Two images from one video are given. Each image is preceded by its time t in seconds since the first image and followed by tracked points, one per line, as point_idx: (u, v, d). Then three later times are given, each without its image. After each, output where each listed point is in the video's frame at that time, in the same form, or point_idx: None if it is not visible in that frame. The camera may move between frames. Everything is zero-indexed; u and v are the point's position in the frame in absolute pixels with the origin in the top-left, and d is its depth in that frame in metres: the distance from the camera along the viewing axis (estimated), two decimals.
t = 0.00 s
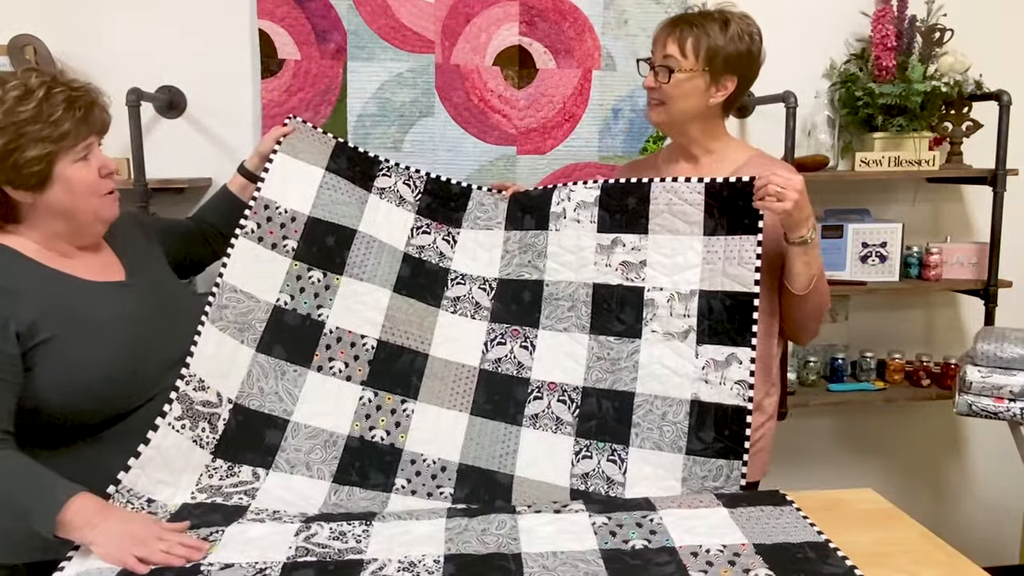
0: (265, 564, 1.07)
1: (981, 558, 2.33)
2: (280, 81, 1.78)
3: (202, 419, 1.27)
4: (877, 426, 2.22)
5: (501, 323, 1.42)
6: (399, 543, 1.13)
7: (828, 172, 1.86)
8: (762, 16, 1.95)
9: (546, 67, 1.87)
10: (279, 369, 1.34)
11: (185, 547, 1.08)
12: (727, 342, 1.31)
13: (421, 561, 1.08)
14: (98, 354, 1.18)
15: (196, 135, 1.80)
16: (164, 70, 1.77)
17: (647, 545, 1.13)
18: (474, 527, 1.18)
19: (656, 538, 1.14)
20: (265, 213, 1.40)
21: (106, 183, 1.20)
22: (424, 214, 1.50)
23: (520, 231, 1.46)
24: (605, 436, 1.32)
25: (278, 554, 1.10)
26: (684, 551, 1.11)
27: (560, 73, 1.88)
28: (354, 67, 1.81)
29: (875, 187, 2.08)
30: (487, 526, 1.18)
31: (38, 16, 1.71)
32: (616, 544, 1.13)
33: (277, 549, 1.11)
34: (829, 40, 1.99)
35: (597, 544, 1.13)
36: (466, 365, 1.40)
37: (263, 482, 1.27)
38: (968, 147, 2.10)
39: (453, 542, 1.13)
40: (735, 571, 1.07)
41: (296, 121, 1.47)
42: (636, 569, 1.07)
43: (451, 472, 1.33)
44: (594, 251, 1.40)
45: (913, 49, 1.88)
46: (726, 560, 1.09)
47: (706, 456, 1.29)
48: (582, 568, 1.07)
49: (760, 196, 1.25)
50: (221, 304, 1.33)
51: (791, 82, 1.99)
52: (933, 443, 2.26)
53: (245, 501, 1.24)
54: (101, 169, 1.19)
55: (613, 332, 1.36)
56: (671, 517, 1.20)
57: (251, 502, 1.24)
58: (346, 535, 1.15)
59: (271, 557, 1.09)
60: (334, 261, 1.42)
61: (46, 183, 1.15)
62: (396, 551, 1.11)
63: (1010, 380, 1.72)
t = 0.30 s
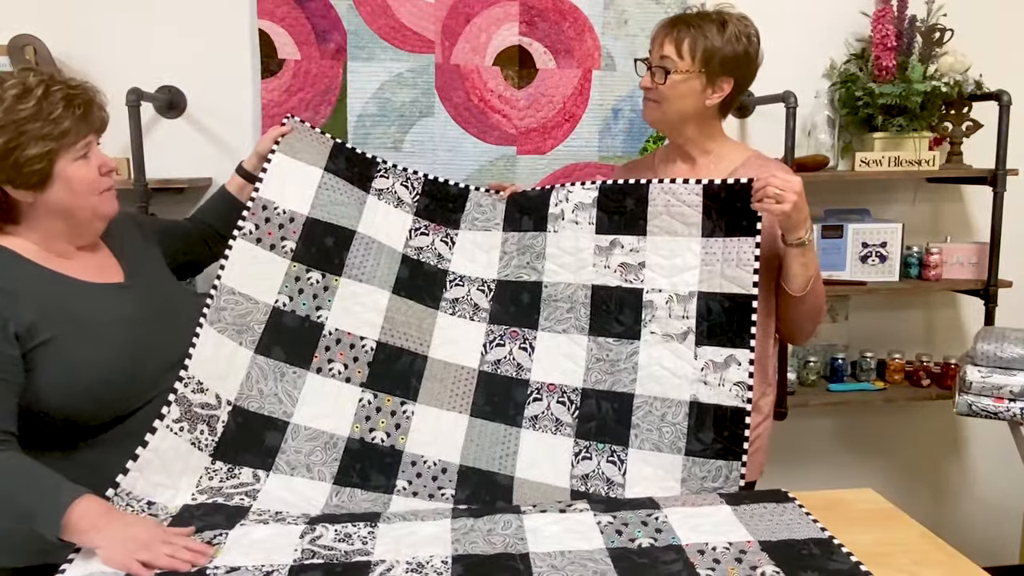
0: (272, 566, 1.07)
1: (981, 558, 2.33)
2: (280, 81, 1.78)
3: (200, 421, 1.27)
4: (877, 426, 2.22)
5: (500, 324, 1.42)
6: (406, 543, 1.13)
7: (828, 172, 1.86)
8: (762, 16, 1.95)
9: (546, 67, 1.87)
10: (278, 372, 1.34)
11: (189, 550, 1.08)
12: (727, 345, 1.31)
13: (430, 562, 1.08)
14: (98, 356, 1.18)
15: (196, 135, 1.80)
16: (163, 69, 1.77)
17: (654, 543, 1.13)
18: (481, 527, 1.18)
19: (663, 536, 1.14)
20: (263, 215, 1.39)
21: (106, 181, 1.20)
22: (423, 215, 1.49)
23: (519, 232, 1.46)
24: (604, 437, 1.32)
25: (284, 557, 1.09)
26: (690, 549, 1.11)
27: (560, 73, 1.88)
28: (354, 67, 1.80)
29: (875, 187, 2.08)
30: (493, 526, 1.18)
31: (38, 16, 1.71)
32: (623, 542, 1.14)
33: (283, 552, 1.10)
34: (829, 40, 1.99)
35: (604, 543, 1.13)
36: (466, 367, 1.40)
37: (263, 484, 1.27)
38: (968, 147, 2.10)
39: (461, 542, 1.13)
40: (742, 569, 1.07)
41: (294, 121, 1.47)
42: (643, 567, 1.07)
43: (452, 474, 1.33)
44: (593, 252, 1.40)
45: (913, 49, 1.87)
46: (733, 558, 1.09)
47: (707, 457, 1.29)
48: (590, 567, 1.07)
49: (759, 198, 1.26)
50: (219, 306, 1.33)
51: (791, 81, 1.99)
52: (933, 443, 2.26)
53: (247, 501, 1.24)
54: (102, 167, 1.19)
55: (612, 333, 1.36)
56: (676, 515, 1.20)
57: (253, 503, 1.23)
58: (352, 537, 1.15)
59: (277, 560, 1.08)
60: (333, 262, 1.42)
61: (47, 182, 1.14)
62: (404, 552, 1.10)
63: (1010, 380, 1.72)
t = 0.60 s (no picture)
0: (282, 568, 1.06)
1: (980, 557, 2.34)
2: (280, 81, 1.78)
3: (201, 426, 1.26)
4: (876, 426, 2.22)
5: (501, 327, 1.42)
6: (415, 544, 1.13)
7: (827, 172, 1.86)
8: (762, 16, 1.95)
9: (546, 67, 1.87)
10: (280, 377, 1.34)
11: (198, 552, 1.07)
12: (729, 346, 1.31)
13: (441, 563, 1.08)
14: (104, 359, 1.18)
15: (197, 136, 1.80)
16: (164, 69, 1.77)
17: (663, 541, 1.13)
18: (489, 527, 1.18)
19: (671, 534, 1.15)
20: (264, 217, 1.39)
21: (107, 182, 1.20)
22: (423, 219, 1.50)
23: (519, 234, 1.47)
24: (606, 440, 1.32)
25: (293, 559, 1.08)
26: (699, 547, 1.11)
27: (560, 73, 1.88)
28: (354, 67, 1.81)
29: (875, 187, 2.08)
30: (501, 526, 1.18)
31: (38, 16, 1.71)
32: (632, 540, 1.14)
33: (292, 554, 1.10)
34: (829, 40, 1.99)
35: (613, 541, 1.13)
36: (468, 371, 1.40)
37: (267, 488, 1.26)
38: (968, 147, 2.10)
39: (470, 542, 1.14)
40: (753, 566, 1.07)
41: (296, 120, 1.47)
42: (653, 566, 1.07)
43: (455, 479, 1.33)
44: (593, 254, 1.40)
45: (913, 49, 1.87)
46: (742, 555, 1.09)
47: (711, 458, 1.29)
48: (601, 565, 1.07)
49: (760, 198, 1.26)
50: (219, 311, 1.33)
51: (791, 81, 1.99)
52: (932, 443, 2.26)
53: (251, 505, 1.22)
54: (103, 168, 1.19)
55: (613, 335, 1.37)
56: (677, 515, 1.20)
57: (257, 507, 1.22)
58: (361, 538, 1.15)
59: (287, 562, 1.08)
60: (334, 266, 1.42)
61: (48, 182, 1.14)
62: (414, 553, 1.10)
63: (1010, 380, 1.72)
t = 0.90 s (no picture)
0: (282, 567, 1.06)
1: (980, 558, 2.34)
2: (280, 81, 1.78)
3: (206, 429, 1.25)
4: (876, 426, 2.22)
5: (504, 330, 1.42)
6: (414, 543, 1.13)
7: (828, 172, 1.86)
8: (762, 16, 1.95)
9: (546, 67, 1.87)
10: (282, 381, 1.33)
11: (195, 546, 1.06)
12: (733, 347, 1.32)
13: (440, 562, 1.08)
14: (114, 362, 1.18)
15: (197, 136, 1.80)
16: (164, 69, 1.77)
17: (662, 540, 1.13)
18: (489, 526, 1.18)
19: (670, 533, 1.15)
20: (268, 217, 1.39)
21: (122, 187, 1.20)
22: (424, 221, 1.51)
23: (520, 235, 1.47)
24: (610, 443, 1.32)
25: (294, 559, 1.08)
26: (699, 546, 1.11)
27: (560, 73, 1.88)
28: (354, 67, 1.81)
29: (875, 187, 2.08)
30: (502, 525, 1.18)
31: (38, 16, 1.71)
32: (631, 540, 1.13)
33: (292, 554, 1.09)
34: (829, 39, 1.99)
35: (612, 540, 1.13)
36: (471, 375, 1.40)
37: (269, 490, 1.26)
38: (968, 147, 2.10)
39: (469, 541, 1.13)
40: (751, 566, 1.07)
41: (301, 117, 1.47)
42: (653, 565, 1.07)
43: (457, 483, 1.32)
44: (596, 255, 1.40)
45: (913, 49, 1.87)
46: (740, 554, 1.10)
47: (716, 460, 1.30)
48: (600, 564, 1.07)
49: (765, 199, 1.27)
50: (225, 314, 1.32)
51: (791, 81, 1.99)
52: (932, 443, 2.26)
53: (252, 505, 1.22)
54: (118, 172, 1.19)
55: (617, 337, 1.37)
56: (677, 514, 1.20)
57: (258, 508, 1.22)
58: (361, 537, 1.15)
59: (287, 561, 1.07)
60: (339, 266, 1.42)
61: (63, 183, 1.14)
62: (414, 552, 1.10)
63: (1010, 380, 1.72)
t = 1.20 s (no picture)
0: None
1: (980, 557, 2.34)
2: (280, 81, 1.78)
3: (208, 438, 1.22)
4: (876, 426, 2.22)
5: (506, 331, 1.42)
6: (442, 547, 1.11)
7: (828, 172, 1.86)
8: (762, 16, 1.95)
9: (546, 67, 1.87)
10: (286, 387, 1.30)
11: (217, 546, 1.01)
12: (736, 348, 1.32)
13: (471, 563, 1.07)
14: (107, 373, 1.14)
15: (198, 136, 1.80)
16: (164, 70, 1.77)
17: (687, 536, 1.13)
18: (514, 525, 1.17)
19: (693, 528, 1.15)
20: (270, 219, 1.35)
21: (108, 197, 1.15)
22: (424, 222, 1.50)
23: (522, 236, 1.46)
24: (616, 444, 1.32)
25: (320, 565, 1.06)
26: (724, 539, 1.12)
27: (560, 73, 1.88)
28: (354, 67, 1.80)
29: (875, 187, 2.08)
30: (526, 524, 1.17)
31: (38, 16, 1.71)
32: (656, 536, 1.14)
33: (317, 560, 1.07)
34: (829, 39, 1.99)
35: (637, 536, 1.13)
36: (474, 377, 1.39)
37: (280, 490, 1.24)
38: (969, 147, 2.10)
39: (496, 542, 1.13)
40: (780, 558, 1.08)
41: (301, 115, 1.45)
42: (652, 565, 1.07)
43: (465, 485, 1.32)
44: (598, 257, 1.41)
45: (913, 49, 1.87)
46: (766, 547, 1.10)
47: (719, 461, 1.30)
48: (631, 561, 1.07)
49: (770, 199, 1.27)
50: (224, 320, 1.28)
51: (791, 81, 1.99)
52: (933, 443, 2.26)
53: (265, 509, 1.20)
54: (105, 181, 1.14)
55: (619, 338, 1.37)
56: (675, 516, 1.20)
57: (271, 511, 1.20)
58: (386, 541, 1.12)
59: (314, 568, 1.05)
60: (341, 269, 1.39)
61: (45, 191, 1.09)
62: (443, 555, 1.09)
63: (1010, 380, 1.72)
